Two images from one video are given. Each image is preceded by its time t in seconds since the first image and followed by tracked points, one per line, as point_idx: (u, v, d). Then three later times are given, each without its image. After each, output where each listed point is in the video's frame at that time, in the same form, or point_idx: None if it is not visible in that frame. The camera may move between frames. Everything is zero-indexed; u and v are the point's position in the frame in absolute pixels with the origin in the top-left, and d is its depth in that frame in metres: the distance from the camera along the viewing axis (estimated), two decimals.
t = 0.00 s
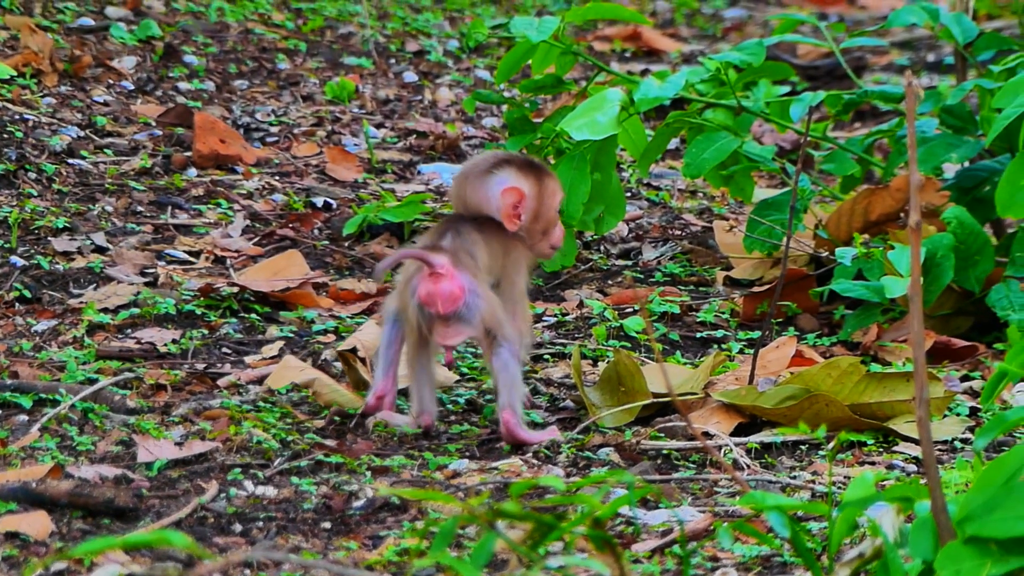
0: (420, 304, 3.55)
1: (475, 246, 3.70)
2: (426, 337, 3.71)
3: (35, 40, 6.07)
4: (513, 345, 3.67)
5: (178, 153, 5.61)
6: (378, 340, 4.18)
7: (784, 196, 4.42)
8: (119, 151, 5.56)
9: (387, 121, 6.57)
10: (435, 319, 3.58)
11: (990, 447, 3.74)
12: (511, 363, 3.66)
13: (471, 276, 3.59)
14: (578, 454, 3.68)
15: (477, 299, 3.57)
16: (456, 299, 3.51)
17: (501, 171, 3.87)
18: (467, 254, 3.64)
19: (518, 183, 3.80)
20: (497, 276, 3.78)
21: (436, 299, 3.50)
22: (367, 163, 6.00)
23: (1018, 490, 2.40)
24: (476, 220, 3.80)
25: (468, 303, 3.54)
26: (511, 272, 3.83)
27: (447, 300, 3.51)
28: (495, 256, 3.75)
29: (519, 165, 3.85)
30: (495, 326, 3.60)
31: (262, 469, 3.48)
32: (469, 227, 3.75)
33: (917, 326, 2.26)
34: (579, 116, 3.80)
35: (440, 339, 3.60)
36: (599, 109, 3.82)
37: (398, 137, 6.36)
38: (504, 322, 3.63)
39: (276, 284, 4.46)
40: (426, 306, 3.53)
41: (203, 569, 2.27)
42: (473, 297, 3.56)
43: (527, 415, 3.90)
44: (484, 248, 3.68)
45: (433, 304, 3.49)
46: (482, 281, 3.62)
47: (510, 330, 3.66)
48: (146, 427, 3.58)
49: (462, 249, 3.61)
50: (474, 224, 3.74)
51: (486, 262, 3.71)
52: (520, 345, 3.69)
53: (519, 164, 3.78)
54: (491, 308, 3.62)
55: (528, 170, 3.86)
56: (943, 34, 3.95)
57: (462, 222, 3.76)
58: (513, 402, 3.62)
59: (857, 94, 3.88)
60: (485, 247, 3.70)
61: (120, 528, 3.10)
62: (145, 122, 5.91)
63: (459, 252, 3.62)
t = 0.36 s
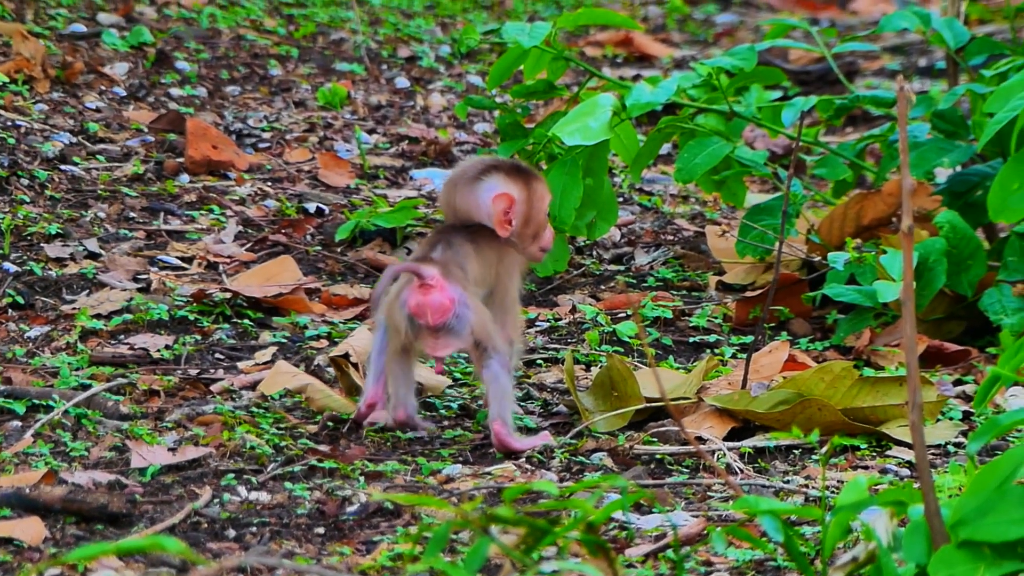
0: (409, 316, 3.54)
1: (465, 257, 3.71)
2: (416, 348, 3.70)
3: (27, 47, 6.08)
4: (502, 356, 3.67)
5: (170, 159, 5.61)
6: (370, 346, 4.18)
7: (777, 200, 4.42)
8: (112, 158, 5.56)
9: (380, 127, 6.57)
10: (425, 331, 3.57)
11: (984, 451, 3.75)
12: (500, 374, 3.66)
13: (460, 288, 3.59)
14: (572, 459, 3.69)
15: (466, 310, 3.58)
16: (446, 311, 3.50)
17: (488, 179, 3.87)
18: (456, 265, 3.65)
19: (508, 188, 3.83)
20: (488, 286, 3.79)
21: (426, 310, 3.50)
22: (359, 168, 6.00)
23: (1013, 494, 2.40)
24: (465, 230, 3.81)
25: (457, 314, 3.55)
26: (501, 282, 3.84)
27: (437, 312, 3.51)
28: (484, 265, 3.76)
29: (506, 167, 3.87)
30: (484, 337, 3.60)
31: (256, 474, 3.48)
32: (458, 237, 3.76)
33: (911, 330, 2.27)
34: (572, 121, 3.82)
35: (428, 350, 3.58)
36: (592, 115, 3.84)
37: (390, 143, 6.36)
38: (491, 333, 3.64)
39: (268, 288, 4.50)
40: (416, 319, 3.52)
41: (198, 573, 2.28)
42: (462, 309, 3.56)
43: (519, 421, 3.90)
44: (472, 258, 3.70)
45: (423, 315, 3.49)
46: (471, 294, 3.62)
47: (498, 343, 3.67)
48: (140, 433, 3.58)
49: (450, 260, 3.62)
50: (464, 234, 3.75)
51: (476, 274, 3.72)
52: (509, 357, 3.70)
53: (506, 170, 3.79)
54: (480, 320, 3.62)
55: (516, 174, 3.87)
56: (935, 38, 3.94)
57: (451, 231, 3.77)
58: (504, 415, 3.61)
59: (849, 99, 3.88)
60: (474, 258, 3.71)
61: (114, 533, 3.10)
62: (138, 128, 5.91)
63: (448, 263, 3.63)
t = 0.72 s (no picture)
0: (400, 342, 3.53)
1: (460, 273, 3.66)
2: (415, 355, 3.68)
3: (21, 53, 6.11)
4: (500, 369, 3.61)
5: (164, 165, 5.61)
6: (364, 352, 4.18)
7: (771, 205, 4.42)
8: (106, 164, 5.56)
9: (373, 133, 6.57)
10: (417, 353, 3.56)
11: (979, 456, 3.75)
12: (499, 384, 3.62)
13: (450, 310, 3.55)
14: (566, 464, 3.69)
15: (457, 332, 3.53)
16: (434, 336, 3.47)
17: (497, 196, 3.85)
18: (449, 284, 3.59)
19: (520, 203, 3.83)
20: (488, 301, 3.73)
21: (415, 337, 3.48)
22: (353, 174, 6.00)
23: (1007, 499, 2.40)
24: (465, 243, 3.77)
25: (448, 337, 3.51)
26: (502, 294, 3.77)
27: (426, 337, 3.49)
28: (484, 278, 3.69)
29: (523, 179, 3.87)
30: (478, 355, 3.55)
31: (250, 481, 3.48)
32: (456, 253, 3.71)
33: (905, 337, 2.26)
34: (566, 127, 3.82)
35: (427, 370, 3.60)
36: (586, 120, 3.84)
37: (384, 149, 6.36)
38: (488, 349, 3.57)
39: (262, 294, 4.49)
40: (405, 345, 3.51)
41: None
42: (453, 331, 3.52)
43: (515, 426, 3.89)
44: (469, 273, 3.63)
45: (412, 343, 3.47)
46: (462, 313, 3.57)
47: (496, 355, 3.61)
48: (134, 440, 3.58)
49: (442, 281, 3.56)
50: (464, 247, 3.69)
51: (472, 289, 3.66)
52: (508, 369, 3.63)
53: (520, 181, 3.77)
54: (473, 337, 3.56)
55: (528, 189, 3.87)
56: (929, 43, 3.94)
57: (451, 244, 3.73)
58: (496, 422, 3.59)
59: (843, 103, 3.88)
60: (471, 274, 3.64)
61: (109, 540, 3.10)
62: (132, 134, 5.91)
63: (439, 282, 3.58)
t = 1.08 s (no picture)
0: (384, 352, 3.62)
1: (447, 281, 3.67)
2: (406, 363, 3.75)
3: (16, 59, 6.18)
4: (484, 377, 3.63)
5: (160, 171, 5.63)
6: (357, 357, 4.20)
7: (766, 211, 4.42)
8: (101, 170, 5.58)
9: (368, 139, 6.57)
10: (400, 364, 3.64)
11: (973, 462, 3.75)
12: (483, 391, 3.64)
13: (428, 322, 3.59)
14: (560, 470, 3.69)
15: (433, 344, 3.58)
16: (407, 349, 3.53)
17: (506, 196, 3.81)
18: (431, 295, 3.63)
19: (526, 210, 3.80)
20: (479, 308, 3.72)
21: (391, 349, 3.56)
22: (348, 180, 6.00)
23: (1000, 506, 2.38)
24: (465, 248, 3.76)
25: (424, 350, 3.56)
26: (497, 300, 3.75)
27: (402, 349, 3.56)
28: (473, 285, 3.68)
29: (529, 183, 3.83)
30: (455, 366, 3.58)
31: (245, 486, 3.48)
32: (447, 260, 3.72)
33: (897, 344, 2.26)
34: (560, 133, 3.84)
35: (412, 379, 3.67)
36: (580, 125, 3.85)
37: (379, 155, 6.36)
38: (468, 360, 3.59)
39: (258, 301, 4.48)
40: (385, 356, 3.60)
41: None
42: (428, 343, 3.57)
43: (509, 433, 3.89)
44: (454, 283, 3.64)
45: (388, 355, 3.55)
46: (441, 325, 3.60)
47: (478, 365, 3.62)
48: (129, 445, 3.58)
49: (420, 293, 3.60)
50: (455, 255, 3.69)
51: (458, 298, 3.67)
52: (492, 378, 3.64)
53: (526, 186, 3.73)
54: (452, 348, 3.59)
55: (535, 194, 3.83)
56: (924, 48, 3.94)
57: (446, 250, 3.73)
58: (483, 428, 3.66)
59: (838, 109, 3.88)
60: (455, 283, 3.65)
61: (103, 545, 3.10)
62: (127, 140, 5.92)
63: (420, 293, 3.62)
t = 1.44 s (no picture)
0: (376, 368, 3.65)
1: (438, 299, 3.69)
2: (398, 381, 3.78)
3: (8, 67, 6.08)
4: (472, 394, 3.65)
5: (152, 179, 5.63)
6: (361, 364, 4.17)
7: (758, 217, 4.44)
8: (94, 178, 5.59)
9: (361, 146, 6.58)
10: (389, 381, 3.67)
11: (965, 467, 3.75)
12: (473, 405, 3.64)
13: (416, 340, 3.62)
14: (553, 477, 3.70)
15: (421, 361, 3.61)
16: (395, 366, 3.57)
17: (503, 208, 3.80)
18: (420, 313, 3.66)
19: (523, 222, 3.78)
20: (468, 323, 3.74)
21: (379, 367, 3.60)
22: (341, 187, 6.01)
23: (991, 511, 2.42)
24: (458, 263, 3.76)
25: (410, 368, 3.59)
26: (488, 315, 3.77)
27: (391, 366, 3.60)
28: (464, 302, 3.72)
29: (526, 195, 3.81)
30: (441, 384, 3.60)
31: (238, 494, 3.49)
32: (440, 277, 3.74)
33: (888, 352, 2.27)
34: (552, 140, 3.83)
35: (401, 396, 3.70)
36: (573, 133, 3.85)
37: (372, 162, 6.37)
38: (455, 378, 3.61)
39: (250, 308, 4.48)
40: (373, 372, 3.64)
41: None
42: (416, 361, 3.60)
43: (501, 439, 3.89)
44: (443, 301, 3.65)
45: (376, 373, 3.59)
46: (429, 344, 3.63)
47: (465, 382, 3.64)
48: (122, 453, 3.58)
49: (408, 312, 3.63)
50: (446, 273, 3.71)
51: (449, 316, 3.70)
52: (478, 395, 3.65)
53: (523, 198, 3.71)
54: (439, 366, 3.62)
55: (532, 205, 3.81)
56: (917, 55, 3.93)
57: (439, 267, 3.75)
58: (473, 436, 3.61)
59: (830, 116, 3.88)
60: (444, 301, 3.68)
61: (96, 553, 3.10)
62: (120, 148, 5.93)
63: (408, 312, 3.65)
